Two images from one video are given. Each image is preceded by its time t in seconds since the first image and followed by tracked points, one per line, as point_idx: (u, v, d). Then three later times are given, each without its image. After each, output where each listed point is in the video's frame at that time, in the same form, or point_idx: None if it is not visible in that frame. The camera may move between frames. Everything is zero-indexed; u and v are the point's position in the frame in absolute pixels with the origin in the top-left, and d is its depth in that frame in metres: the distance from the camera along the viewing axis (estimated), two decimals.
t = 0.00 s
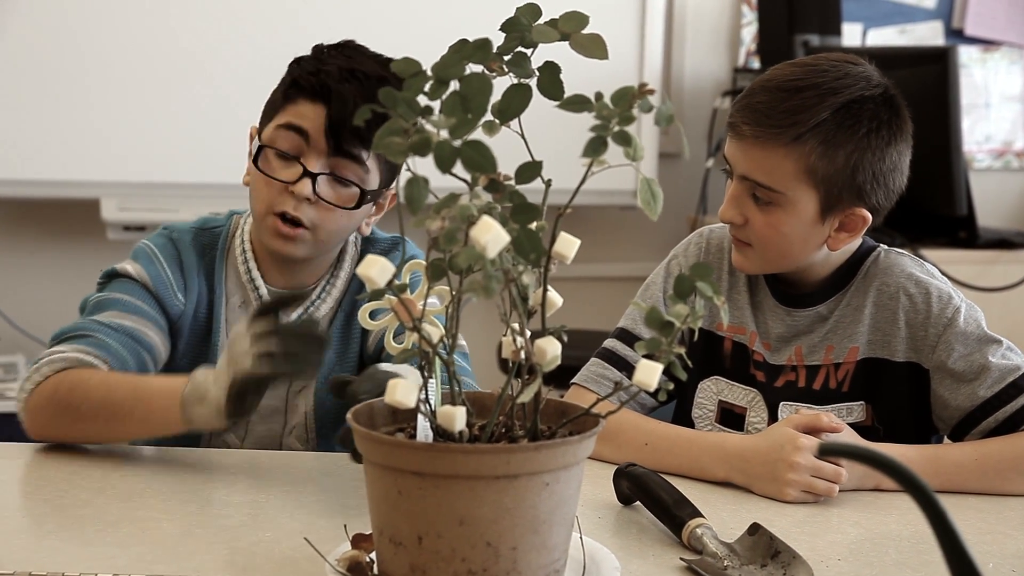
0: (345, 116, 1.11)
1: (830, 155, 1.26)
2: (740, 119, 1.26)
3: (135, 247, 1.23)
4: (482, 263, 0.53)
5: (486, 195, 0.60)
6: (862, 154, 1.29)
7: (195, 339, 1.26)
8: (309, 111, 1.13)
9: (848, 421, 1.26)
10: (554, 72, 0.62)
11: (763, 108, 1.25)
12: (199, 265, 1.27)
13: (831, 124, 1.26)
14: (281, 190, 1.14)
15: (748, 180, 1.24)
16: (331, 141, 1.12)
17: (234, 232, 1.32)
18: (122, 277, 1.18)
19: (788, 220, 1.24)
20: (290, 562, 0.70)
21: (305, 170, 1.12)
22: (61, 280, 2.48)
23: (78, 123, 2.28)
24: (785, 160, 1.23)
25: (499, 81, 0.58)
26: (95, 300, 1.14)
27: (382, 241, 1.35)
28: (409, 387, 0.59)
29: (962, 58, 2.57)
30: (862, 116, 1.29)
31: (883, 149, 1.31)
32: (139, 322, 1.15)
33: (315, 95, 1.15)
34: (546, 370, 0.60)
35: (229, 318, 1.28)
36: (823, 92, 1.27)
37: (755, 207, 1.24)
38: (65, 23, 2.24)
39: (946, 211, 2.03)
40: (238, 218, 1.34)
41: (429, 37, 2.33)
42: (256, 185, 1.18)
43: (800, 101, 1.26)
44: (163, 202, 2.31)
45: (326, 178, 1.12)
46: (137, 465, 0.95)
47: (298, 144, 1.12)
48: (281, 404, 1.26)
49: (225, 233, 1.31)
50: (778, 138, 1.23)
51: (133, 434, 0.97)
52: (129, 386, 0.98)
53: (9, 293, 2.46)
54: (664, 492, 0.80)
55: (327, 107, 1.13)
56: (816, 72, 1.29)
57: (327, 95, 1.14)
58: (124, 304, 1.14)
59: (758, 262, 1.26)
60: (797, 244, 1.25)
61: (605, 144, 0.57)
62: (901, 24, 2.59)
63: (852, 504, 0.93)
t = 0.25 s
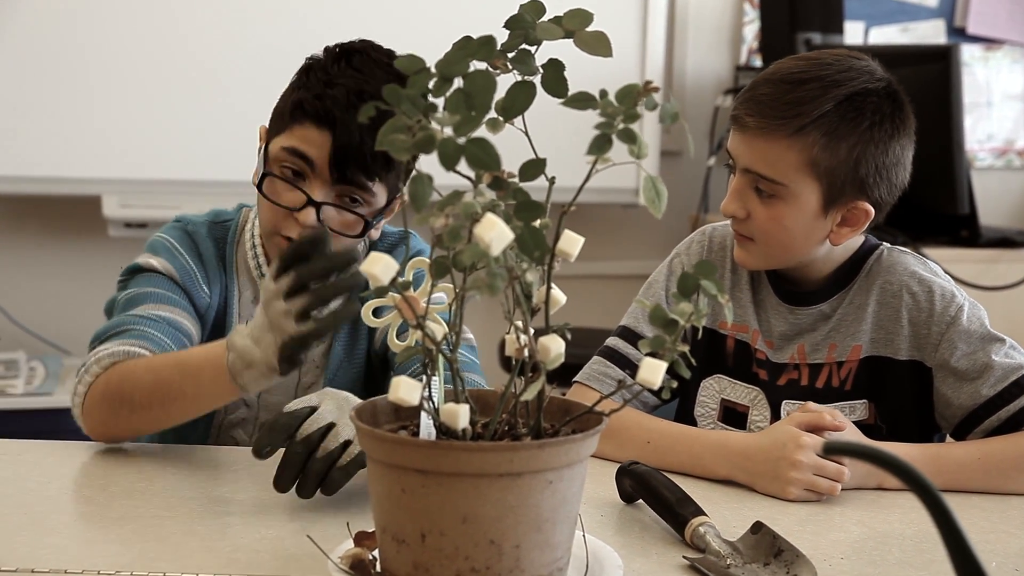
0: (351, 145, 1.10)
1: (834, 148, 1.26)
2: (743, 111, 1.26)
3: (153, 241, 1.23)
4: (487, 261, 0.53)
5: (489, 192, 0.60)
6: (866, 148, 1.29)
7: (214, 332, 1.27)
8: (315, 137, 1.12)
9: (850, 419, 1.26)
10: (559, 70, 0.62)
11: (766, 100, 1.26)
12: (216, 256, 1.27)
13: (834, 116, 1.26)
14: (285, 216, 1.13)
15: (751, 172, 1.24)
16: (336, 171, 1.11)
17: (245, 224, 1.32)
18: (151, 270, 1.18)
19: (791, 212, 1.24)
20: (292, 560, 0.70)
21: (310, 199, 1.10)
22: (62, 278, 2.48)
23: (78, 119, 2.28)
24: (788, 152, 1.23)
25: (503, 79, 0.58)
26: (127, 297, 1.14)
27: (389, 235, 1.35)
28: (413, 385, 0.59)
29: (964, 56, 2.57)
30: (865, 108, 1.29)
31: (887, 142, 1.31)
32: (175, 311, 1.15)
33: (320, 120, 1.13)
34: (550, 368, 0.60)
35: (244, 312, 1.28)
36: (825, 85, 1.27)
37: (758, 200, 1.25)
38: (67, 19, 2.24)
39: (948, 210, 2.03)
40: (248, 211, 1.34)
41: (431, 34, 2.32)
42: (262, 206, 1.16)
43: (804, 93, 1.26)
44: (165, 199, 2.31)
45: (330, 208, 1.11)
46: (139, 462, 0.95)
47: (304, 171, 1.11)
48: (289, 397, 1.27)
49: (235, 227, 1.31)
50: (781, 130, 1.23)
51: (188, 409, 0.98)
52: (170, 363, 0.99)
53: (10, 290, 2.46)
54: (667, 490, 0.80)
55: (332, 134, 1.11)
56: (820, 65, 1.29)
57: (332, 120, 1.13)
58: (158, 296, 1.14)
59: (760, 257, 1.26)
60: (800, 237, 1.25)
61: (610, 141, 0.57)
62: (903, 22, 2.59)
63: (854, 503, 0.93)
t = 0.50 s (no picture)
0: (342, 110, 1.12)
1: (837, 145, 1.26)
2: (744, 112, 1.26)
3: (151, 237, 1.23)
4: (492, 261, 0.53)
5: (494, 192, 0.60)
6: (868, 146, 1.29)
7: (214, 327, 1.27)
8: (308, 107, 1.13)
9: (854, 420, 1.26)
10: (564, 69, 0.62)
11: (769, 99, 1.25)
12: (215, 252, 1.27)
13: (836, 114, 1.26)
14: (280, 187, 1.13)
15: (754, 171, 1.24)
16: (329, 138, 1.12)
17: (247, 221, 1.32)
18: (145, 268, 1.17)
19: (794, 212, 1.24)
20: (297, 559, 0.70)
21: (304, 167, 1.11)
22: (64, 277, 2.48)
23: (81, 118, 2.28)
24: (791, 150, 1.23)
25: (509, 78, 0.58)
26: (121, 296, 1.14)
27: (394, 232, 1.34)
28: (418, 384, 0.59)
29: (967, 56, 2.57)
30: (866, 106, 1.29)
31: (889, 140, 1.31)
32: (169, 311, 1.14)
33: (313, 91, 1.15)
34: (555, 368, 0.60)
35: (244, 307, 1.28)
36: (825, 84, 1.27)
37: (761, 199, 1.24)
38: (70, 19, 2.24)
39: (951, 210, 2.03)
40: (250, 206, 1.34)
41: (434, 34, 2.32)
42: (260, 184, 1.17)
43: (805, 92, 1.26)
44: (167, 199, 2.31)
45: (325, 176, 1.12)
46: (143, 461, 0.95)
47: (298, 140, 1.13)
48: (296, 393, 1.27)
49: (238, 222, 1.31)
50: (783, 128, 1.23)
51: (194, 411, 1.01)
52: (164, 367, 1.01)
53: (13, 289, 2.47)
54: (671, 490, 0.80)
55: (325, 101, 1.13)
56: (821, 64, 1.29)
57: (324, 91, 1.14)
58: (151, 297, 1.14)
59: (763, 256, 1.26)
60: (804, 236, 1.25)
61: (615, 141, 0.57)
62: (906, 22, 2.59)
63: (858, 503, 0.93)
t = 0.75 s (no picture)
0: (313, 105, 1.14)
1: (837, 142, 1.26)
2: (745, 108, 1.26)
3: (145, 238, 1.23)
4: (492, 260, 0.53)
5: (494, 191, 0.60)
6: (868, 144, 1.29)
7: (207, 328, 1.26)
8: (282, 103, 1.16)
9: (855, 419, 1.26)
10: (564, 68, 0.62)
11: (769, 96, 1.26)
12: (209, 251, 1.26)
13: (836, 112, 1.26)
14: (262, 186, 1.15)
15: (754, 168, 1.24)
16: (302, 133, 1.14)
17: (242, 222, 1.32)
18: (137, 269, 1.18)
19: (793, 209, 1.24)
20: (296, 558, 0.70)
21: (282, 165, 1.13)
22: (63, 276, 2.48)
23: (82, 117, 2.28)
24: (790, 147, 1.23)
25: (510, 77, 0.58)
26: (111, 295, 1.14)
27: (392, 230, 1.35)
28: (418, 384, 0.59)
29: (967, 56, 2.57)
30: (866, 105, 1.29)
31: (888, 139, 1.31)
32: (156, 312, 1.14)
33: (288, 87, 1.17)
34: (554, 367, 0.60)
35: (237, 308, 1.27)
36: (827, 82, 1.27)
37: (760, 196, 1.24)
38: (71, 18, 2.24)
39: (951, 210, 2.03)
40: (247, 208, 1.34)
41: (434, 32, 2.32)
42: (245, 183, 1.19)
43: (806, 89, 1.26)
44: (167, 198, 2.31)
45: (304, 172, 1.14)
46: (143, 460, 0.95)
47: (278, 139, 1.15)
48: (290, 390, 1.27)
49: (234, 223, 1.31)
50: (784, 125, 1.23)
51: (163, 425, 1.02)
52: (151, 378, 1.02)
53: (13, 288, 2.47)
54: (671, 489, 0.80)
55: (297, 95, 1.15)
56: (821, 62, 1.30)
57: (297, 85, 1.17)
58: (142, 296, 1.14)
59: (762, 254, 1.26)
60: (803, 234, 1.25)
61: (616, 140, 0.57)
62: (906, 22, 2.59)
63: (858, 503, 0.93)
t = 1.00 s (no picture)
0: (313, 107, 1.14)
1: (837, 136, 1.27)
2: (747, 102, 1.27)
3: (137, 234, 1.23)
4: (488, 261, 0.53)
5: (490, 193, 0.60)
6: (867, 139, 1.30)
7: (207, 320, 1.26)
8: (279, 108, 1.15)
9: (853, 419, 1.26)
10: (560, 70, 0.62)
11: (771, 92, 1.26)
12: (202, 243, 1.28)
13: (836, 107, 1.27)
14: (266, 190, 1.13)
15: (756, 163, 1.24)
16: (304, 134, 1.14)
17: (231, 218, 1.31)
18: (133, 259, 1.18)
19: (794, 204, 1.24)
20: (293, 560, 0.70)
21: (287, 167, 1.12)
22: (63, 278, 2.48)
23: (81, 120, 2.28)
24: (792, 142, 1.24)
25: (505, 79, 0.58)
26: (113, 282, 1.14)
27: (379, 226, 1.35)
28: (414, 385, 0.59)
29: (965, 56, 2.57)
30: (865, 100, 1.30)
31: (889, 134, 1.32)
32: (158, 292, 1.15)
33: (278, 91, 1.16)
34: (551, 368, 0.60)
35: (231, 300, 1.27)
36: (829, 77, 1.28)
37: (762, 191, 1.25)
38: (70, 20, 2.24)
39: (950, 210, 2.03)
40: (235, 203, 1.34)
41: (432, 34, 2.32)
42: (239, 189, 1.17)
43: (806, 84, 1.27)
44: (166, 200, 2.31)
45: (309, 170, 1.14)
46: (141, 462, 0.95)
47: (276, 143, 1.15)
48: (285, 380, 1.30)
49: (222, 219, 1.31)
50: (785, 120, 1.23)
51: (186, 352, 1.01)
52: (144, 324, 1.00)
53: (12, 290, 2.47)
54: (668, 490, 0.80)
55: (292, 99, 1.15)
56: (821, 59, 1.30)
57: (290, 87, 1.16)
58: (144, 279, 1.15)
59: (762, 250, 1.26)
60: (804, 229, 1.25)
61: (611, 141, 0.57)
62: (905, 23, 2.59)
63: (855, 503, 0.93)
